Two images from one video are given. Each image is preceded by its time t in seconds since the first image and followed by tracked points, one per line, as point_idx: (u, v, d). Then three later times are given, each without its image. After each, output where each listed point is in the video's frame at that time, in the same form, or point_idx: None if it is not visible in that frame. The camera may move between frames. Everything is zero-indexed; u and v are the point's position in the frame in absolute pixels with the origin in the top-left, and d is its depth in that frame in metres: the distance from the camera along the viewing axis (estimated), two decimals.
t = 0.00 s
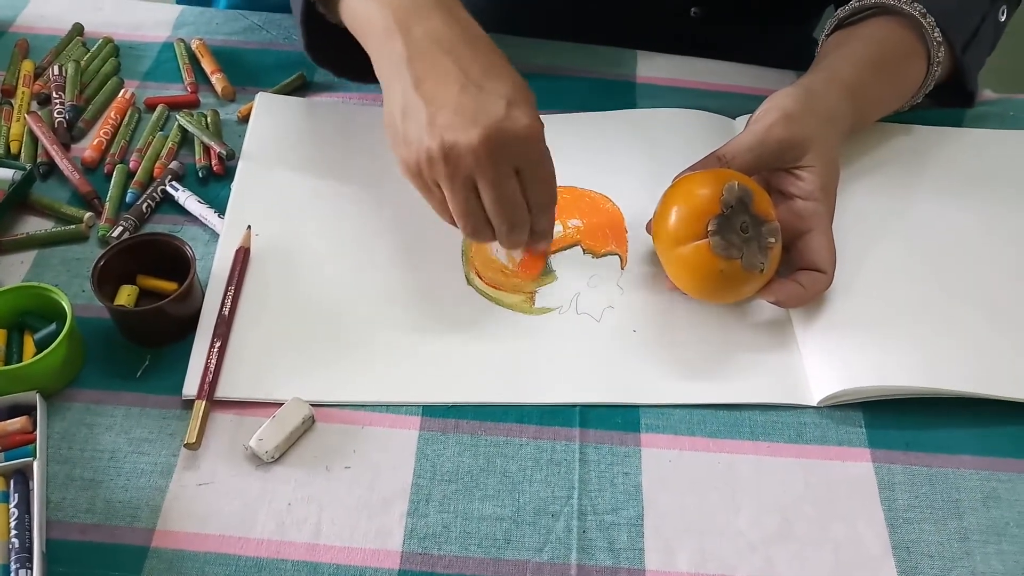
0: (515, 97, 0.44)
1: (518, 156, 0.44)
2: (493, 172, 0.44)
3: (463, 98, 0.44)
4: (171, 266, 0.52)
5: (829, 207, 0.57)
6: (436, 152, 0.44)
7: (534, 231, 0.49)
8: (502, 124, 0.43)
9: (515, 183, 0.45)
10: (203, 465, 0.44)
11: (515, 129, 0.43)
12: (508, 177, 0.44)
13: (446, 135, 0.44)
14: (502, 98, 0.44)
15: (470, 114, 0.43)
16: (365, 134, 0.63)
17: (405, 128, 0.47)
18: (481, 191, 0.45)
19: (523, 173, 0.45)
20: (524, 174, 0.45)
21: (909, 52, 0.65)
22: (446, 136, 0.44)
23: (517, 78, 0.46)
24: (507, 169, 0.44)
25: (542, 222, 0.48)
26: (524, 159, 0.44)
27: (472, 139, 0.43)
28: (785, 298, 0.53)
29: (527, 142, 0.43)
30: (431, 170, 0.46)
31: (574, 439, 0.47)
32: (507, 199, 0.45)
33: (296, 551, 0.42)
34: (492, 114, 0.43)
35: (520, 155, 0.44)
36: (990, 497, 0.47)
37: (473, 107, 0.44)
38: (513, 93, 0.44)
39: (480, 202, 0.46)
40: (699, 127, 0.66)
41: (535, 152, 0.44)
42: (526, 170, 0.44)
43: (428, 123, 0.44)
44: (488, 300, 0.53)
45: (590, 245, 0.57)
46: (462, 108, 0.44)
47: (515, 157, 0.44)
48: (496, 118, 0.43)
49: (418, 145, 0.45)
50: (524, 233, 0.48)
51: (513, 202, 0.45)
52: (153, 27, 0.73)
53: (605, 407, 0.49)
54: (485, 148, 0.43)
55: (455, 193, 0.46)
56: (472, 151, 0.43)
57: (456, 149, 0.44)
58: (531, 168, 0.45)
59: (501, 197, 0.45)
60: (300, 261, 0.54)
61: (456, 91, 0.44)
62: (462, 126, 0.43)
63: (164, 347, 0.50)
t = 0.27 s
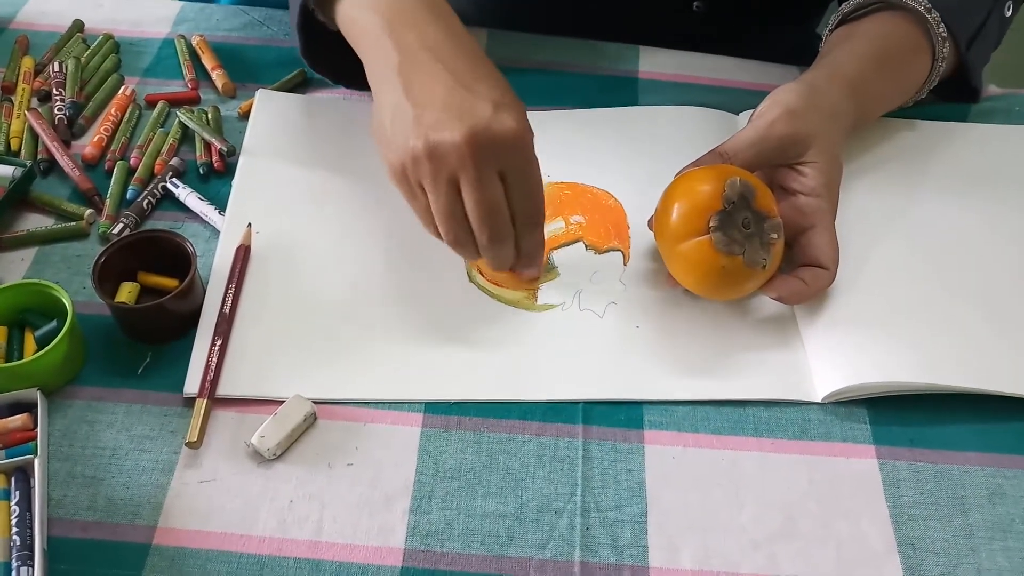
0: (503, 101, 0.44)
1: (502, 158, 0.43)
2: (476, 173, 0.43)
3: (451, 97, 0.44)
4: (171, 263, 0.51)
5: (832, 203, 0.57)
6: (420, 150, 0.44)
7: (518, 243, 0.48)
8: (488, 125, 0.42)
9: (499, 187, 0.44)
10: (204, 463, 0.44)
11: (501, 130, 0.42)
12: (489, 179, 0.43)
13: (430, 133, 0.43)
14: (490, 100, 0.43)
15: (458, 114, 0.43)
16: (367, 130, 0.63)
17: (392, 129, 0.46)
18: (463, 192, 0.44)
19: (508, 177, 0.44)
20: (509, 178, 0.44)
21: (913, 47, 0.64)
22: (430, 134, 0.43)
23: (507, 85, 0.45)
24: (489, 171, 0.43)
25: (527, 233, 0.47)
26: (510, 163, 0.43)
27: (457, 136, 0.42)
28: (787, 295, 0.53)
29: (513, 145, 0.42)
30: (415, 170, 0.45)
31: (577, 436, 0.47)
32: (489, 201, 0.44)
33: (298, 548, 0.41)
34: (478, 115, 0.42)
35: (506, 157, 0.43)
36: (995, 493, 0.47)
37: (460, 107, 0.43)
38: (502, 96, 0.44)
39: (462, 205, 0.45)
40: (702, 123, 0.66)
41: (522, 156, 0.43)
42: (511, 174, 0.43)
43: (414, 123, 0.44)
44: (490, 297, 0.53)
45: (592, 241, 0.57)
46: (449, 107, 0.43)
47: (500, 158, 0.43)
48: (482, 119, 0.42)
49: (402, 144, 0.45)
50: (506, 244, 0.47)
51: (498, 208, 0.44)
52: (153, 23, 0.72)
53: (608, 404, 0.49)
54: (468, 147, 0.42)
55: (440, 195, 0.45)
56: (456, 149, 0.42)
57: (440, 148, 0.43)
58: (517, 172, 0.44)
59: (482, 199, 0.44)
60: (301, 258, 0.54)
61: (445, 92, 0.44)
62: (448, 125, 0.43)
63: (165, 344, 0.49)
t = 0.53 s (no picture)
0: (514, 102, 0.44)
1: (514, 160, 0.43)
2: (489, 175, 0.43)
3: (462, 99, 0.44)
4: (170, 264, 0.51)
5: (832, 202, 0.57)
6: (433, 153, 0.43)
7: (526, 240, 0.48)
8: (501, 127, 0.42)
9: (511, 187, 0.44)
10: (203, 464, 0.44)
11: (513, 133, 0.42)
12: (502, 180, 0.43)
13: (443, 136, 0.43)
14: (502, 102, 0.43)
15: (470, 116, 0.43)
16: (366, 131, 0.63)
17: (403, 131, 0.46)
18: (476, 194, 0.44)
19: (519, 177, 0.44)
20: (520, 177, 0.44)
21: (913, 47, 0.64)
22: (443, 137, 0.43)
23: (516, 84, 0.45)
24: (502, 172, 0.43)
25: (536, 231, 0.48)
26: (522, 163, 0.43)
27: (470, 139, 0.42)
28: (787, 295, 0.53)
29: (524, 146, 0.43)
30: (428, 173, 0.45)
31: (577, 437, 0.47)
32: (502, 202, 0.44)
33: (297, 550, 0.41)
34: (490, 117, 0.42)
35: (517, 159, 0.43)
36: (995, 494, 0.46)
37: (472, 109, 0.43)
38: (513, 97, 0.44)
39: (474, 206, 0.45)
40: (702, 123, 0.66)
41: (533, 156, 0.43)
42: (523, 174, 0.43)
43: (425, 125, 0.44)
44: (489, 297, 0.53)
45: (592, 242, 0.57)
46: (461, 109, 0.43)
47: (512, 160, 0.43)
48: (495, 121, 0.42)
49: (415, 147, 0.44)
50: (516, 242, 0.47)
51: (509, 207, 0.45)
52: (153, 23, 0.72)
53: (608, 404, 0.49)
54: (482, 150, 0.42)
55: (452, 197, 0.45)
56: (470, 152, 0.42)
57: (453, 150, 0.43)
58: (528, 172, 0.44)
59: (495, 200, 0.44)
60: (300, 258, 0.54)
61: (456, 94, 0.44)
62: (461, 128, 0.43)
63: (164, 345, 0.49)
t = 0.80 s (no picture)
0: (515, 109, 0.44)
1: (516, 167, 0.43)
2: (491, 182, 0.43)
3: (464, 107, 0.44)
4: (169, 264, 0.51)
5: (830, 202, 0.57)
6: (434, 161, 0.43)
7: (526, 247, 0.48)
8: (502, 134, 0.42)
9: (512, 195, 0.44)
10: (202, 465, 0.44)
11: (515, 140, 0.42)
12: (503, 187, 0.43)
13: (444, 143, 0.43)
14: (503, 110, 0.43)
15: (472, 123, 0.43)
16: (364, 131, 0.63)
17: (403, 138, 0.45)
18: (477, 201, 0.44)
19: (520, 185, 0.44)
20: (521, 184, 0.44)
21: (911, 46, 0.64)
22: (445, 144, 0.43)
23: (517, 91, 0.45)
24: (504, 180, 0.43)
25: (536, 238, 0.48)
26: (524, 170, 0.43)
27: (472, 146, 0.42)
28: (785, 293, 0.53)
29: (525, 153, 0.43)
30: (428, 180, 0.45)
31: (575, 437, 0.47)
32: (503, 209, 0.44)
33: (296, 550, 0.41)
34: (492, 124, 0.43)
35: (519, 166, 0.43)
36: (993, 493, 0.47)
37: (473, 116, 0.43)
38: (514, 105, 0.44)
39: (475, 214, 0.45)
40: (700, 123, 0.66)
41: (535, 162, 0.44)
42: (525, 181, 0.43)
43: (426, 133, 0.44)
44: (488, 297, 0.53)
45: (590, 242, 0.57)
46: (463, 116, 0.43)
47: (513, 167, 0.43)
48: (496, 128, 0.42)
49: (416, 155, 0.44)
50: (517, 250, 0.47)
51: (510, 214, 0.45)
52: (151, 23, 0.72)
53: (607, 404, 0.49)
54: (484, 157, 0.42)
55: (453, 204, 0.45)
56: (472, 159, 0.42)
57: (455, 157, 0.43)
58: (530, 179, 0.44)
59: (497, 208, 0.44)
60: (299, 258, 0.54)
61: (457, 101, 0.44)
62: (462, 135, 0.43)
63: (163, 345, 0.49)
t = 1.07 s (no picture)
0: (530, 108, 0.43)
1: (534, 165, 0.43)
2: (510, 182, 0.42)
3: (480, 107, 0.43)
4: (170, 262, 0.51)
5: (829, 201, 0.57)
6: (452, 162, 0.42)
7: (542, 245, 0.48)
8: (521, 134, 0.42)
9: (530, 193, 0.44)
10: (202, 462, 0.44)
11: (533, 139, 0.42)
12: (522, 186, 0.43)
13: (461, 145, 0.42)
14: (519, 109, 0.43)
15: (489, 124, 0.42)
16: (365, 130, 0.63)
17: (416, 140, 0.45)
18: (497, 201, 0.44)
19: (537, 182, 0.44)
20: (539, 182, 0.44)
21: (910, 46, 0.64)
22: (462, 145, 0.42)
23: (529, 93, 0.45)
24: (521, 179, 0.43)
25: (551, 235, 0.47)
26: (540, 169, 0.43)
27: (490, 147, 0.42)
28: (785, 292, 0.53)
29: (542, 153, 0.43)
30: (445, 181, 0.44)
31: (575, 435, 0.47)
32: (521, 208, 0.44)
33: (296, 548, 0.41)
34: (509, 124, 0.42)
35: (536, 165, 0.43)
36: (992, 492, 0.47)
37: (489, 117, 0.42)
38: (529, 104, 0.44)
39: (493, 213, 0.45)
40: (700, 122, 0.66)
41: (551, 162, 0.43)
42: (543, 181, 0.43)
43: (442, 134, 0.43)
44: (488, 296, 0.53)
45: (590, 241, 0.57)
46: (479, 117, 0.42)
47: (531, 166, 0.43)
48: (513, 129, 0.42)
49: (432, 156, 0.43)
50: (535, 247, 0.47)
51: (529, 212, 0.44)
52: (151, 22, 0.72)
53: (607, 403, 0.49)
54: (504, 158, 0.42)
55: (471, 204, 0.44)
56: (491, 160, 0.42)
57: (472, 158, 0.42)
58: (546, 176, 0.44)
59: (515, 206, 0.43)
60: (299, 256, 0.54)
61: (472, 102, 0.43)
62: (479, 136, 0.42)
63: (164, 343, 0.49)
